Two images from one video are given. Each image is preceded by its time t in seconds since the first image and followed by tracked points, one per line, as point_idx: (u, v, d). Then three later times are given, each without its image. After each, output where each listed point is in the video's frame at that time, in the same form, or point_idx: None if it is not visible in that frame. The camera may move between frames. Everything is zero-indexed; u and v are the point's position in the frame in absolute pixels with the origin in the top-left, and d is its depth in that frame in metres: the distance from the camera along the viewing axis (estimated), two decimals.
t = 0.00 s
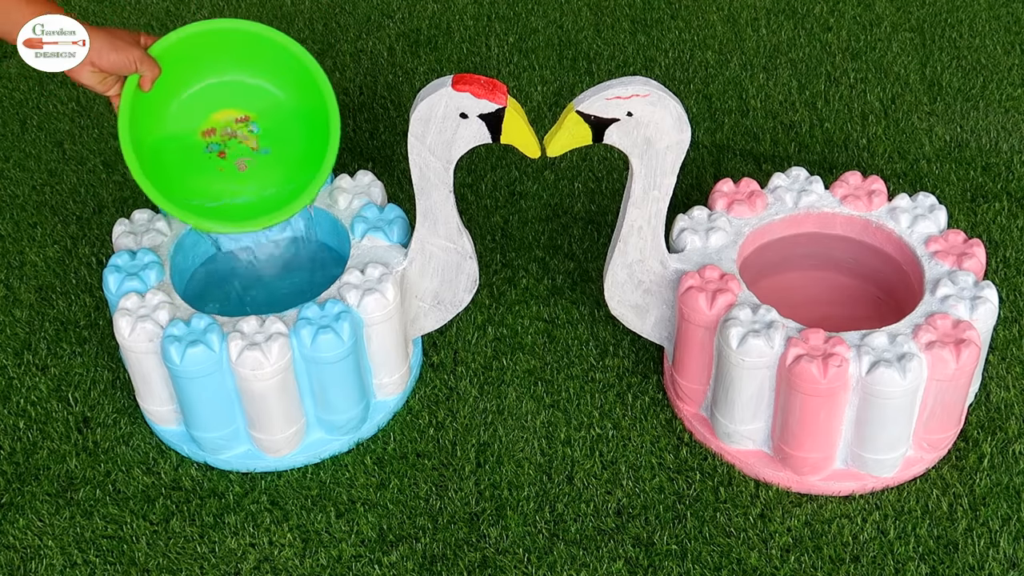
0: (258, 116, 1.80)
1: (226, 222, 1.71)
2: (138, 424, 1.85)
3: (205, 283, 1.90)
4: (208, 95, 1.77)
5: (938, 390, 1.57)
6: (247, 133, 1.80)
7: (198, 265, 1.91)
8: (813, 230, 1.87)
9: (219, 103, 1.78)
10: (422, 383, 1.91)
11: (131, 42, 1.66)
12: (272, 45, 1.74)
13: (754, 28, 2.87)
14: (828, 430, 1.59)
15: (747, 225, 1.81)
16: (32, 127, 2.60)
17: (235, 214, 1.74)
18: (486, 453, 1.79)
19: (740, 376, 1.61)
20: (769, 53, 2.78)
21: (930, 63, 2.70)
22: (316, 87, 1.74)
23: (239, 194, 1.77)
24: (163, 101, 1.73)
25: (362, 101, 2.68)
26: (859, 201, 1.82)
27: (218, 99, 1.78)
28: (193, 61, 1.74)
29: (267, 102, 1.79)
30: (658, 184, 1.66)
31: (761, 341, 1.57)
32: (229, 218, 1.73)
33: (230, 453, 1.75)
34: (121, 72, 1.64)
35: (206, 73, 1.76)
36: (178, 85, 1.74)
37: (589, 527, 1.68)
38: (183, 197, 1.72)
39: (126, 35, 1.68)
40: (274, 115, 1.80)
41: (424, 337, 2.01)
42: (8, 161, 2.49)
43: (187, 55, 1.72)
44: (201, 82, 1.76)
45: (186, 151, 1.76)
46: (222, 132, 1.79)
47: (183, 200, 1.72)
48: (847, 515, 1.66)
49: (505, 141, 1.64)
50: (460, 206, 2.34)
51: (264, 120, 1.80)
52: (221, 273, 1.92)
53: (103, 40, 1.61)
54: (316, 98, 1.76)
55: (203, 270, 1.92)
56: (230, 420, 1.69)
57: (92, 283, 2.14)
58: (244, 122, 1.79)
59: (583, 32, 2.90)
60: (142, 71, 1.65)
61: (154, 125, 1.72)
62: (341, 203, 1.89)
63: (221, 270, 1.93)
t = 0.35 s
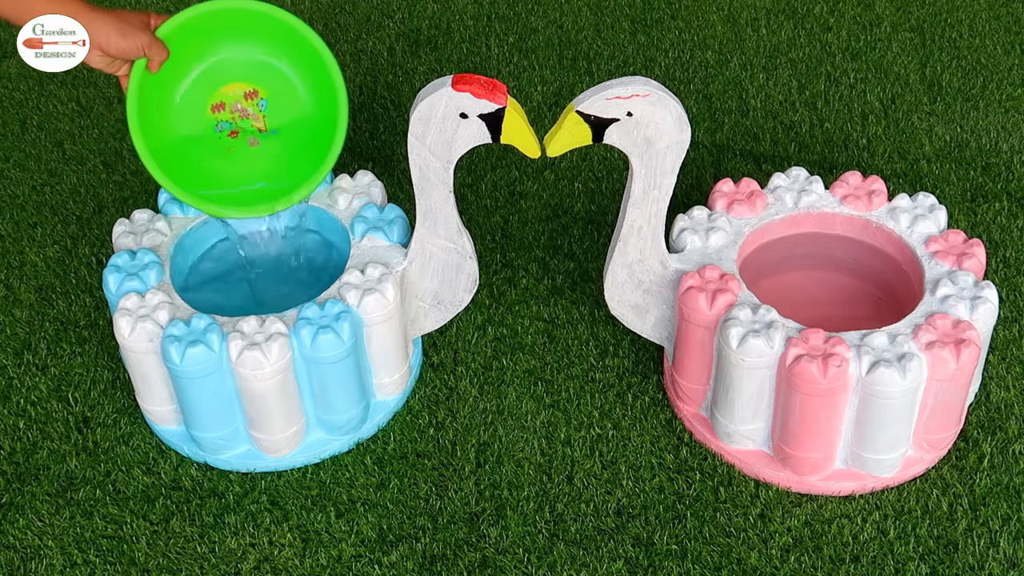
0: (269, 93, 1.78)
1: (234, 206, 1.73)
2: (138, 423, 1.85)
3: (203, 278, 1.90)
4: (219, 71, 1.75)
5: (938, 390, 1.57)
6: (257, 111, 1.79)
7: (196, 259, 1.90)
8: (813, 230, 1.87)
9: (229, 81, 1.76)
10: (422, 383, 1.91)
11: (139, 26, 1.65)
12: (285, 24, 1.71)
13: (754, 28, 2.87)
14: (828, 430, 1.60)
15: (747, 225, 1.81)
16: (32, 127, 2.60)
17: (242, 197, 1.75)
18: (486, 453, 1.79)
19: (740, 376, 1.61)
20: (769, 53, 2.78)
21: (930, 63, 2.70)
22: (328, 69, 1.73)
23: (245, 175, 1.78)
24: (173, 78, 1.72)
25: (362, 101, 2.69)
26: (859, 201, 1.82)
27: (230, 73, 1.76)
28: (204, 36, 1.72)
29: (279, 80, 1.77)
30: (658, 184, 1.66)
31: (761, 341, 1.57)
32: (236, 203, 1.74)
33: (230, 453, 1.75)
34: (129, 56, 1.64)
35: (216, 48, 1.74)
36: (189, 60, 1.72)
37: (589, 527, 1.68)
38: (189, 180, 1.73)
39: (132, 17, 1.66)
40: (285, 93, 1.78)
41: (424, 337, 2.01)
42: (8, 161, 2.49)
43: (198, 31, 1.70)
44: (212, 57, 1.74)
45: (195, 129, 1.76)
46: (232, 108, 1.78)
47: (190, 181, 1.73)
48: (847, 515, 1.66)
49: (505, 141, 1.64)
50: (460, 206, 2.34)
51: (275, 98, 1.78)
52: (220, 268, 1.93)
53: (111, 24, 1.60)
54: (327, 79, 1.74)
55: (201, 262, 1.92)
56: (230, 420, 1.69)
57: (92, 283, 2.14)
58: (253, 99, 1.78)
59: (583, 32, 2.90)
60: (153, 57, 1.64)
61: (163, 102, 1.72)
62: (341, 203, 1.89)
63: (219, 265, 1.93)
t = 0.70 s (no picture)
0: (273, 83, 1.78)
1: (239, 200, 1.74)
2: (138, 424, 1.85)
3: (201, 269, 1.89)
4: (221, 63, 1.76)
5: (938, 390, 1.57)
6: (261, 100, 1.79)
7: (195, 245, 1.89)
8: (813, 230, 1.87)
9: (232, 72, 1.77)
10: (422, 383, 1.91)
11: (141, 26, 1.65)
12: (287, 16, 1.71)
13: (754, 28, 2.87)
14: (828, 430, 1.59)
15: (747, 225, 1.81)
16: (32, 127, 2.60)
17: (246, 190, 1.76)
18: (486, 453, 1.79)
19: (740, 376, 1.61)
20: (769, 53, 2.78)
21: (930, 63, 2.70)
22: (330, 60, 1.72)
23: (250, 167, 1.78)
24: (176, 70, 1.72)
25: (362, 101, 2.69)
26: (859, 201, 1.82)
27: (234, 64, 1.77)
28: (207, 29, 1.72)
29: (281, 70, 1.77)
30: (658, 184, 1.66)
31: (761, 340, 1.57)
32: (240, 194, 1.75)
33: (230, 452, 1.75)
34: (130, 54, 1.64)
35: (219, 39, 1.74)
36: (191, 52, 1.73)
37: (589, 527, 1.68)
38: (194, 173, 1.74)
39: (134, 12, 1.66)
40: (288, 83, 1.78)
41: (424, 337, 2.01)
42: (8, 161, 2.49)
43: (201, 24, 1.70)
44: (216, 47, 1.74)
45: (200, 121, 1.77)
46: (236, 98, 1.79)
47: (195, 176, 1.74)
48: (847, 515, 1.66)
49: (505, 141, 1.64)
50: (460, 206, 2.34)
51: (278, 88, 1.78)
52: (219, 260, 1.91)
53: (113, 24, 1.60)
54: (330, 70, 1.74)
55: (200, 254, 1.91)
56: (230, 420, 1.69)
57: (92, 283, 2.14)
58: (256, 90, 1.78)
59: (583, 32, 2.90)
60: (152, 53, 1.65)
61: (166, 94, 1.73)
62: (341, 203, 1.89)
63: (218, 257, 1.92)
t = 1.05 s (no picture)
0: (264, 97, 1.79)
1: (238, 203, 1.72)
2: (138, 424, 1.85)
3: (201, 269, 1.89)
4: (212, 76, 1.77)
5: (938, 390, 1.57)
6: (253, 114, 1.80)
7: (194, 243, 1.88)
8: (813, 230, 1.87)
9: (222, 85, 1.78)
10: (422, 383, 1.91)
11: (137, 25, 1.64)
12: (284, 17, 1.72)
13: (754, 28, 2.87)
14: (828, 430, 1.60)
15: (747, 225, 1.81)
16: (32, 127, 2.60)
17: (247, 193, 1.75)
18: (486, 453, 1.79)
19: (740, 376, 1.61)
20: (769, 53, 2.78)
21: (930, 63, 2.70)
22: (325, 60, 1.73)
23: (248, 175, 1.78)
24: (172, 77, 1.72)
25: (362, 101, 2.69)
26: (859, 201, 1.82)
27: (224, 76, 1.78)
28: (200, 35, 1.73)
29: (273, 81, 1.79)
30: (658, 184, 1.66)
31: (761, 341, 1.57)
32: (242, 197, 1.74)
33: (230, 452, 1.75)
34: (127, 53, 1.63)
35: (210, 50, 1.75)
36: (182, 61, 1.73)
37: (589, 527, 1.68)
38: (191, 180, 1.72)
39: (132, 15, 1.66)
40: (281, 93, 1.79)
41: (424, 337, 2.01)
42: (8, 161, 2.49)
43: (195, 29, 1.71)
44: (210, 56, 1.75)
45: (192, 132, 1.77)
46: (228, 113, 1.79)
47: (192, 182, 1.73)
48: (847, 515, 1.66)
49: (505, 141, 1.64)
50: (460, 206, 2.34)
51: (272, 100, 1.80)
52: (218, 259, 1.91)
53: (109, 21, 1.61)
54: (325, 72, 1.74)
55: (201, 254, 1.90)
56: (230, 420, 1.69)
57: (92, 283, 2.14)
58: (248, 102, 1.79)
59: (583, 32, 2.90)
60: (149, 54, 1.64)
61: (160, 101, 1.72)
62: (341, 203, 1.89)
63: (217, 256, 1.91)
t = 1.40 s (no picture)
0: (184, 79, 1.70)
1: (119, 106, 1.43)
2: (138, 424, 1.85)
3: (200, 271, 1.88)
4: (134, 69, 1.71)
5: (938, 390, 1.57)
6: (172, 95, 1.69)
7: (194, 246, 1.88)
8: (813, 230, 1.86)
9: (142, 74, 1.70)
10: (421, 383, 1.91)
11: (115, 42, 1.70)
12: None
13: (754, 28, 2.87)
14: (828, 430, 1.59)
15: (747, 225, 1.81)
16: (32, 127, 2.60)
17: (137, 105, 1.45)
18: (486, 453, 1.79)
19: (740, 376, 1.61)
20: (769, 53, 2.78)
21: (930, 63, 2.70)
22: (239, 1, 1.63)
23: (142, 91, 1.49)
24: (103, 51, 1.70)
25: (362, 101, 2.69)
26: (859, 201, 1.82)
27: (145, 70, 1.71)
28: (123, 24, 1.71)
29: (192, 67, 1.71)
30: (658, 184, 1.66)
31: (761, 341, 1.57)
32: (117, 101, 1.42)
33: (230, 453, 1.75)
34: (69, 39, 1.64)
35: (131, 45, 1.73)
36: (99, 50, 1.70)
37: (589, 527, 1.68)
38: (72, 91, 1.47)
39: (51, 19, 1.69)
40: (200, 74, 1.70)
41: (424, 337, 2.01)
42: (8, 161, 2.49)
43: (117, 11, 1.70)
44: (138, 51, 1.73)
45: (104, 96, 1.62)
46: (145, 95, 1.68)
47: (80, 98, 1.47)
48: (847, 515, 1.66)
49: (505, 141, 1.64)
50: (460, 206, 2.34)
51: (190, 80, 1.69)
52: (217, 260, 1.90)
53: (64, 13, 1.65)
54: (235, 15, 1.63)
55: (200, 255, 1.90)
56: (229, 420, 1.69)
57: (92, 283, 2.14)
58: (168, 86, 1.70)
59: (583, 32, 2.90)
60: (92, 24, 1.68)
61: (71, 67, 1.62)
62: (341, 203, 1.89)
63: (217, 257, 1.91)
